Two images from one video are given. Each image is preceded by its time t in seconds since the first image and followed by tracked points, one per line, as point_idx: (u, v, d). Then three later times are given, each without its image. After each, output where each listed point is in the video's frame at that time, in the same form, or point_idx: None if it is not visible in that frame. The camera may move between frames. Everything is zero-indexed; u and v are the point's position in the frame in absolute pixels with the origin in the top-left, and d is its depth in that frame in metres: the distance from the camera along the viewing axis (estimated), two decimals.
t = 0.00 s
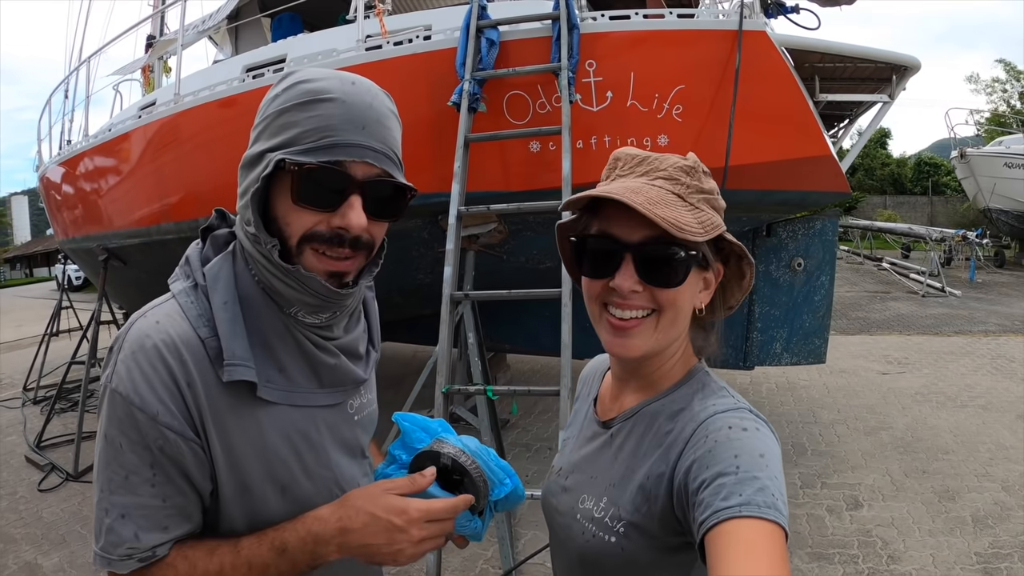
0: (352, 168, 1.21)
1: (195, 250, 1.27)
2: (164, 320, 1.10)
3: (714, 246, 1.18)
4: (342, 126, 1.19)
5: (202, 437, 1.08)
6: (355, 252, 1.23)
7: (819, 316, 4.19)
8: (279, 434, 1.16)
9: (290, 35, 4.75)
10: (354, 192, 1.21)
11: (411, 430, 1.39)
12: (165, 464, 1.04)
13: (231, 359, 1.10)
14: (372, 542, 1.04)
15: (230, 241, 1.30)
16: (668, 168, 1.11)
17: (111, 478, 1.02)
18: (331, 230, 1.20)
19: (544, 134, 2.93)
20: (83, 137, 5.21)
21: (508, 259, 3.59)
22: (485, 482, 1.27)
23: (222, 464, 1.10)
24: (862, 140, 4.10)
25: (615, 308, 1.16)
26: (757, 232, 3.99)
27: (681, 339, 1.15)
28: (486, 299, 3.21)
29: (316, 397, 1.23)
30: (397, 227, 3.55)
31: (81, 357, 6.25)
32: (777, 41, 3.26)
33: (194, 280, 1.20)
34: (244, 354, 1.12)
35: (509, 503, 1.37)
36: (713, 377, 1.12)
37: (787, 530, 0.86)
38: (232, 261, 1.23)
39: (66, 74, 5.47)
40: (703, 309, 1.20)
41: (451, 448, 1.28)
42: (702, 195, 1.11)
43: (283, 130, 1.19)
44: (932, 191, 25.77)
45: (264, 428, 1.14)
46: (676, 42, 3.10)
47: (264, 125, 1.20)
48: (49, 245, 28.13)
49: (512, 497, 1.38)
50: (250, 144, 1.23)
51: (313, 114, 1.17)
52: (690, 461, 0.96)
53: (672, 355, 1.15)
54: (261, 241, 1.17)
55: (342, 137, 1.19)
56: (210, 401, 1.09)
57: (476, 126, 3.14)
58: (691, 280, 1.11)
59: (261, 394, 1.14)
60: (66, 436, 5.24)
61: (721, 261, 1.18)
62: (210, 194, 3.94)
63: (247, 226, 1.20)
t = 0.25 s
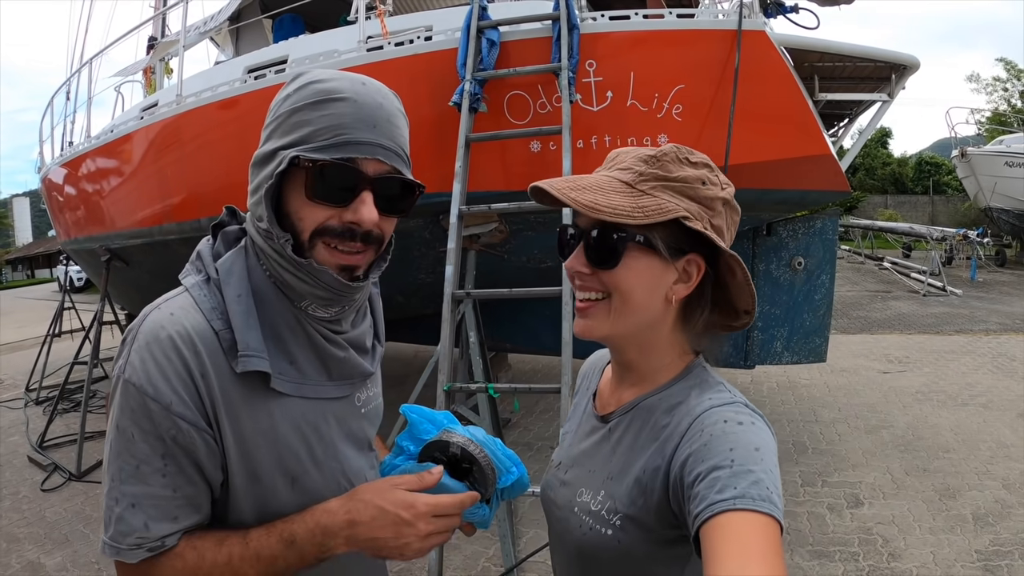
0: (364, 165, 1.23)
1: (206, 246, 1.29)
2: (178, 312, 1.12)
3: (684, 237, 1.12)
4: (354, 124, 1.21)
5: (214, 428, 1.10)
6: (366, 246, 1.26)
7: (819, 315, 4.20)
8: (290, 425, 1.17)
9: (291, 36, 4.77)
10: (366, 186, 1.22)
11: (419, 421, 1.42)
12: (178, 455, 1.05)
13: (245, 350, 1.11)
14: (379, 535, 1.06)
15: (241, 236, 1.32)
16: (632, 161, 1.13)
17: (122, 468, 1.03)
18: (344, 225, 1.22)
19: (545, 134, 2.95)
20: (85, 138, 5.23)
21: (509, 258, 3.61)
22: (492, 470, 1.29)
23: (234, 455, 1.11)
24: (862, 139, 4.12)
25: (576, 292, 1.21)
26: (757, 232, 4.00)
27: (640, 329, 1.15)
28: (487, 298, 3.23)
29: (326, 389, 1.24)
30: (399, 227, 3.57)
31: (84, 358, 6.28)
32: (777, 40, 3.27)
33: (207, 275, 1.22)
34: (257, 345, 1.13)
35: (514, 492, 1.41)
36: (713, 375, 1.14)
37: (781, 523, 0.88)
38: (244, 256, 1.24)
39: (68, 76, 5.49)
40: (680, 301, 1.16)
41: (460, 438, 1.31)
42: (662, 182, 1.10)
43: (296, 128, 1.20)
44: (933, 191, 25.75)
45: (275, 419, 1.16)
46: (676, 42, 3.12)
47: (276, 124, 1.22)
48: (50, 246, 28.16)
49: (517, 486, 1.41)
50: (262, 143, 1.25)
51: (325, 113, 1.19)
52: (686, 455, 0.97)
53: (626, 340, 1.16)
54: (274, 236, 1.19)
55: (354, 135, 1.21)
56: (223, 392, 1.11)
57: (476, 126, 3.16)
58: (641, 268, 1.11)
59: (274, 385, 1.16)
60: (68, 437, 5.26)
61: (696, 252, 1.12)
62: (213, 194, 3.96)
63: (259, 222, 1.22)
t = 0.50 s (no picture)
0: (366, 162, 1.23)
1: (212, 245, 1.29)
2: (185, 311, 1.12)
3: (676, 236, 1.11)
4: (356, 122, 1.21)
5: (220, 426, 1.10)
6: (370, 243, 1.26)
7: (821, 314, 4.20)
8: (296, 423, 1.18)
9: (292, 37, 4.78)
10: (369, 183, 1.22)
11: (423, 421, 1.42)
12: (183, 453, 1.05)
13: (252, 348, 1.12)
14: (371, 539, 1.04)
15: (247, 236, 1.32)
16: (627, 160, 1.14)
17: (128, 465, 1.03)
18: (349, 222, 1.22)
19: (546, 134, 2.95)
20: (87, 139, 5.25)
21: (512, 258, 3.61)
22: (498, 468, 1.29)
23: (240, 452, 1.11)
24: (863, 138, 4.12)
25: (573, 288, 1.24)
26: (759, 231, 4.00)
27: (632, 327, 1.16)
28: (490, 298, 3.23)
29: (333, 387, 1.25)
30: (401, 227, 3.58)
31: (86, 359, 6.29)
32: (778, 39, 3.27)
33: (213, 274, 1.23)
34: (263, 343, 1.14)
35: (519, 491, 1.41)
36: (717, 376, 1.15)
37: (785, 523, 0.88)
38: (250, 256, 1.25)
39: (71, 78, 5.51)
40: (674, 301, 1.15)
41: (464, 436, 1.32)
42: (653, 180, 1.09)
43: (299, 128, 1.20)
44: (935, 189, 25.71)
45: (282, 417, 1.16)
46: (677, 41, 3.12)
47: (279, 125, 1.22)
48: (52, 248, 28.20)
49: (522, 484, 1.41)
50: (265, 144, 1.25)
51: (327, 111, 1.20)
52: (690, 455, 0.97)
53: (618, 336, 1.17)
54: (280, 234, 1.19)
55: (357, 133, 1.21)
56: (230, 390, 1.11)
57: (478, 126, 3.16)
58: (628, 266, 1.12)
59: (281, 382, 1.16)
60: (71, 437, 5.27)
61: (687, 251, 1.11)
62: (215, 195, 3.97)
63: (265, 221, 1.22)
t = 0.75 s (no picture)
0: (372, 171, 1.24)
1: (218, 247, 1.29)
2: (190, 305, 1.13)
3: (671, 237, 1.12)
4: (362, 131, 1.22)
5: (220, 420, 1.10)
6: (376, 252, 1.27)
7: (823, 314, 4.20)
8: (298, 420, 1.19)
9: (293, 38, 4.78)
10: (375, 193, 1.23)
11: (426, 423, 1.48)
12: (180, 443, 1.03)
13: (254, 347, 1.13)
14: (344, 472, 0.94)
15: (252, 237, 1.33)
16: (623, 162, 1.15)
17: (125, 457, 1.02)
18: (356, 232, 1.23)
19: (547, 134, 2.95)
20: (89, 141, 5.26)
21: (513, 258, 3.61)
22: (497, 472, 1.34)
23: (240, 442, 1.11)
24: (864, 137, 4.12)
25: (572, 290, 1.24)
26: (760, 231, 4.00)
27: (631, 329, 1.16)
28: (491, 298, 3.23)
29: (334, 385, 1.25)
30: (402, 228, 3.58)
31: (89, 360, 6.30)
32: (779, 39, 3.27)
33: (217, 274, 1.23)
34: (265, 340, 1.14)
35: (520, 494, 1.43)
36: (715, 375, 1.15)
37: (780, 522, 0.88)
38: (254, 258, 1.24)
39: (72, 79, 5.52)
40: (671, 303, 1.16)
41: (465, 439, 1.37)
42: (649, 181, 1.10)
43: (305, 135, 1.21)
44: (937, 188, 25.68)
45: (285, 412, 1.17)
46: (678, 41, 3.12)
47: (284, 130, 1.22)
48: (54, 249, 28.25)
49: (524, 488, 1.43)
50: (270, 149, 1.25)
51: (334, 120, 1.20)
52: (686, 455, 0.98)
53: (618, 337, 1.18)
54: (286, 243, 1.19)
55: (363, 142, 1.22)
56: (232, 383, 1.12)
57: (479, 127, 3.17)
58: (623, 269, 1.13)
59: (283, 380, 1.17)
60: (74, 438, 5.29)
61: (683, 253, 1.12)
62: (217, 197, 3.97)
63: (271, 227, 1.22)
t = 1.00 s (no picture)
0: (365, 173, 1.23)
1: (212, 248, 1.29)
2: (187, 305, 1.13)
3: (666, 240, 1.11)
4: (354, 133, 1.21)
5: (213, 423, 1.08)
6: (369, 253, 1.25)
7: (824, 314, 4.18)
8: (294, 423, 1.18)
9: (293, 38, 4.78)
10: (366, 195, 1.22)
11: (426, 425, 1.47)
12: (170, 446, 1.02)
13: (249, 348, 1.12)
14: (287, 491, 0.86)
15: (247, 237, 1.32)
16: (614, 164, 1.14)
17: (116, 458, 1.01)
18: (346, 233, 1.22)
19: (547, 134, 2.94)
20: (89, 141, 5.26)
21: (513, 259, 3.60)
22: (496, 477, 1.33)
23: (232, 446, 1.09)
24: (865, 136, 4.10)
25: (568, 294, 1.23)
26: (761, 230, 3.99)
27: (627, 333, 1.15)
28: (491, 298, 3.22)
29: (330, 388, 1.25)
30: (402, 228, 3.58)
31: (89, 360, 6.30)
32: (779, 38, 3.26)
33: (214, 275, 1.22)
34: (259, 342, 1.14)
35: (520, 498, 1.42)
36: (710, 375, 1.14)
37: (773, 522, 0.87)
38: (249, 259, 1.24)
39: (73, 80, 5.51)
40: (669, 304, 1.16)
41: (464, 443, 1.36)
42: (642, 184, 1.08)
43: (298, 137, 1.20)
44: (938, 188, 25.65)
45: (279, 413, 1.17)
46: (678, 41, 3.11)
47: (278, 132, 1.22)
48: (55, 250, 28.33)
49: (524, 492, 1.43)
50: (264, 150, 1.25)
51: (326, 122, 1.19)
52: (681, 455, 0.97)
53: (616, 341, 1.17)
54: (277, 244, 1.19)
55: (355, 143, 1.21)
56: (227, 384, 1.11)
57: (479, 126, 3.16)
58: (619, 274, 1.12)
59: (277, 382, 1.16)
60: (75, 438, 5.29)
61: (678, 253, 1.11)
62: (216, 197, 3.97)
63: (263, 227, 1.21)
